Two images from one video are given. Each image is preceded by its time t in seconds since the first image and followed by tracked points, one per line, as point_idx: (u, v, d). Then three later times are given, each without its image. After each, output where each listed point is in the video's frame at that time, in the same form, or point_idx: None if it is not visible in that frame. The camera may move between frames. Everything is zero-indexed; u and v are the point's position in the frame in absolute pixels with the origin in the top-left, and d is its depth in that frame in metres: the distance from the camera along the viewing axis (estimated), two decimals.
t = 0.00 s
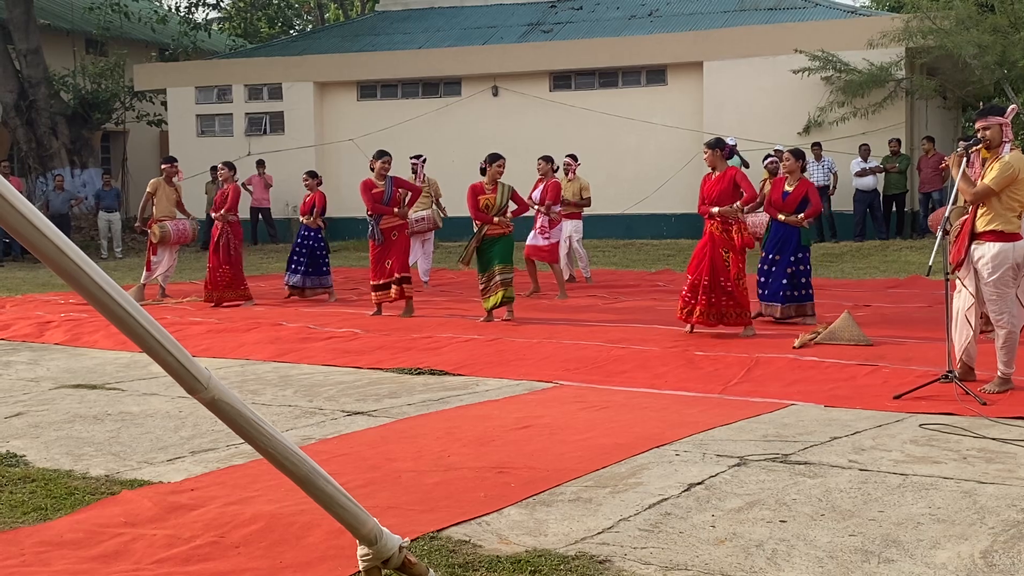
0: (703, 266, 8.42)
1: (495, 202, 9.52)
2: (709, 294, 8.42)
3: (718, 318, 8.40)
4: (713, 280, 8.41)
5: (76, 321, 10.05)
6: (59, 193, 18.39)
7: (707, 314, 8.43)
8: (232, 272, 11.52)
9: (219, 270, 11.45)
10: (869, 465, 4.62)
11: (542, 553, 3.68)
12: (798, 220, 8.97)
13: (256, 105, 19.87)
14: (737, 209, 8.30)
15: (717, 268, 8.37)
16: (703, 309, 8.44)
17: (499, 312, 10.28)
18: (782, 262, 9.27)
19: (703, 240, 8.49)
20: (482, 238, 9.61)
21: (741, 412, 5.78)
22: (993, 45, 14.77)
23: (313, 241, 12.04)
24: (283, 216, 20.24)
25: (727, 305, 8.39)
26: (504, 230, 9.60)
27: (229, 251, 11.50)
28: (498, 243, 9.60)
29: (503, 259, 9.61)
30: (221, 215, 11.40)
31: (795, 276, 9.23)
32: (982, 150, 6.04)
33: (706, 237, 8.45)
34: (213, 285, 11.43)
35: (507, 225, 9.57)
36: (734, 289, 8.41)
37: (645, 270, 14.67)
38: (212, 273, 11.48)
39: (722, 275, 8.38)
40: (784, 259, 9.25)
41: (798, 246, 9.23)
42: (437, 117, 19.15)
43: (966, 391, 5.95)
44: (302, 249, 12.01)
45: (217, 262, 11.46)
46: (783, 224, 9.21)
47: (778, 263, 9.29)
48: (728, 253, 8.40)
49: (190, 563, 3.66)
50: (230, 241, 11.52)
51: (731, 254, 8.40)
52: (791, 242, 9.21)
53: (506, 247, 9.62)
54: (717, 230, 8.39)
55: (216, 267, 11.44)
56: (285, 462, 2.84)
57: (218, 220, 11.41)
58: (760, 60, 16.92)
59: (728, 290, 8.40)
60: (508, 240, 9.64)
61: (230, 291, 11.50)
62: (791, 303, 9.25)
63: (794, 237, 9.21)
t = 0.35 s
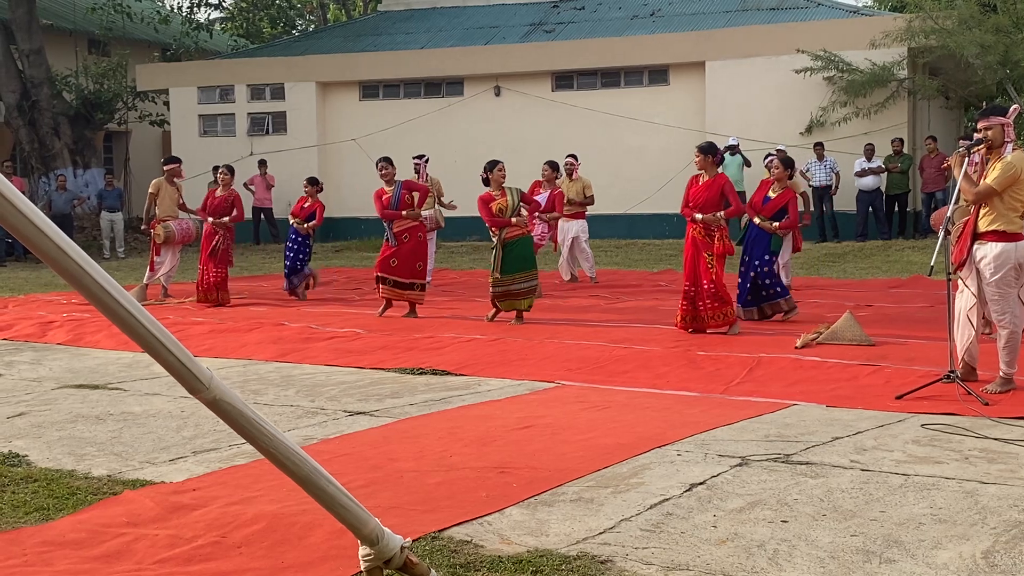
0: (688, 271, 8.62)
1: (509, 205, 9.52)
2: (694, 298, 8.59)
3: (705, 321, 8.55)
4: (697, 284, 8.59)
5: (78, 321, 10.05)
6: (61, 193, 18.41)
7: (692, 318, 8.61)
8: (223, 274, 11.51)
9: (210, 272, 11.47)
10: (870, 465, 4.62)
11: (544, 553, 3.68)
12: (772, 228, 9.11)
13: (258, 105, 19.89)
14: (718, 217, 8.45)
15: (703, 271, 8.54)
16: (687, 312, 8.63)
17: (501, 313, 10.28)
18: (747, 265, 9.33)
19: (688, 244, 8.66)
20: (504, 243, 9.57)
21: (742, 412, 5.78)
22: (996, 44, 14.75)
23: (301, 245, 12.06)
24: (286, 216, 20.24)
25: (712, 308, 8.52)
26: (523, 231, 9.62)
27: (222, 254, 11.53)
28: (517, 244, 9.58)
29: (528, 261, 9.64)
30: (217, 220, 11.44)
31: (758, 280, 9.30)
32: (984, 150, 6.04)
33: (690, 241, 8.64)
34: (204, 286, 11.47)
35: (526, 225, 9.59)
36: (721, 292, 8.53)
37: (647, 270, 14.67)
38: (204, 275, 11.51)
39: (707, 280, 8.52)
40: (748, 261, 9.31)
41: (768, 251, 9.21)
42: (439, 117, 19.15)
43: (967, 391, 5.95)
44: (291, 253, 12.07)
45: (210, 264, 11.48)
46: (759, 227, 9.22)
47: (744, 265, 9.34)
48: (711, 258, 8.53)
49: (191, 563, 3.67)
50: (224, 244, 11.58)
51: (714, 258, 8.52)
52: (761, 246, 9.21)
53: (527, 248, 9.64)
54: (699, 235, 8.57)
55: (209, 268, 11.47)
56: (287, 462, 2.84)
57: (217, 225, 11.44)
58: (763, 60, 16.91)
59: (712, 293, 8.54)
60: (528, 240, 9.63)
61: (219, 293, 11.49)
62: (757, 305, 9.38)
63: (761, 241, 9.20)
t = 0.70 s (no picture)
0: (688, 271, 8.57)
1: (504, 206, 9.57)
2: (696, 298, 8.58)
3: (706, 320, 8.58)
4: (698, 284, 8.57)
5: (80, 321, 10.06)
6: (64, 193, 18.41)
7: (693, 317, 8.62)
8: (236, 272, 11.54)
9: (224, 269, 11.45)
10: (872, 465, 4.61)
11: (546, 553, 3.68)
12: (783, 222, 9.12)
13: (260, 105, 19.91)
14: (718, 216, 8.41)
15: (706, 272, 8.51)
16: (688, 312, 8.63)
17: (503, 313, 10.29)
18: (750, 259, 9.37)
19: (688, 244, 8.62)
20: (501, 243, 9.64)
21: (744, 412, 5.78)
22: (998, 44, 14.73)
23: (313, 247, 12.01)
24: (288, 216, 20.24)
25: (715, 308, 8.55)
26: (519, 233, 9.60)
27: (236, 251, 11.53)
28: (513, 246, 9.58)
29: (524, 263, 9.60)
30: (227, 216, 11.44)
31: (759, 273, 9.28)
32: (987, 150, 6.04)
33: (690, 242, 8.58)
34: (220, 284, 11.43)
35: (520, 227, 9.55)
36: (722, 292, 8.55)
37: (649, 270, 14.67)
38: (215, 272, 11.44)
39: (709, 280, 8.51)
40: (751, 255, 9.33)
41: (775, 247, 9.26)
42: (440, 117, 19.15)
43: (969, 391, 5.95)
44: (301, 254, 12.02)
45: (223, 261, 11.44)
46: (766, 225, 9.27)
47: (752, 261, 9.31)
48: (712, 258, 8.51)
49: (193, 562, 3.67)
50: (236, 241, 11.56)
51: (716, 258, 8.51)
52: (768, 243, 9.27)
53: (522, 249, 9.61)
54: (700, 236, 8.52)
55: (224, 266, 11.45)
56: (288, 461, 2.84)
57: (228, 220, 11.43)
58: (765, 60, 16.91)
59: (715, 293, 8.54)
60: (526, 241, 9.62)
61: (236, 291, 11.55)
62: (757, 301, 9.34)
63: (763, 236, 9.30)
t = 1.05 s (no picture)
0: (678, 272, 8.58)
1: (489, 206, 9.58)
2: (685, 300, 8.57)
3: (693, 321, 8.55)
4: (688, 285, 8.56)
5: (81, 321, 10.06)
6: (65, 193, 18.40)
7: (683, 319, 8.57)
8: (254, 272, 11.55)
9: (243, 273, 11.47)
10: (874, 465, 4.61)
11: (547, 553, 3.68)
12: (811, 214, 9.02)
13: (262, 105, 19.92)
14: (712, 222, 8.48)
15: (695, 273, 8.52)
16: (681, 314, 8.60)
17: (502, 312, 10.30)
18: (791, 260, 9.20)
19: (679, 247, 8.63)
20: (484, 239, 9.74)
21: (746, 412, 5.78)
22: (1000, 44, 14.71)
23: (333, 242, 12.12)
24: (290, 215, 20.24)
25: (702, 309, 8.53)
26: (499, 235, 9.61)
27: (248, 248, 11.48)
28: (493, 247, 9.62)
29: (499, 265, 9.60)
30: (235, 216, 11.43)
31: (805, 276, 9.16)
32: (988, 149, 6.03)
33: (681, 245, 8.60)
34: (239, 286, 11.46)
35: (495, 231, 9.56)
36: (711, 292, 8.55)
37: (651, 270, 14.67)
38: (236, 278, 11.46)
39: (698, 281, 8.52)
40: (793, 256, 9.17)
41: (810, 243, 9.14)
42: (442, 117, 19.15)
43: (971, 391, 5.93)
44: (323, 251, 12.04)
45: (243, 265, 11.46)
46: (794, 225, 9.14)
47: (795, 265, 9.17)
48: (704, 260, 8.53)
49: (194, 562, 3.67)
50: (251, 242, 11.54)
51: (707, 259, 8.55)
52: (804, 238, 9.12)
53: (499, 253, 9.60)
54: (692, 237, 8.55)
55: (243, 269, 11.46)
56: (289, 461, 2.84)
57: (236, 220, 11.41)
58: (766, 59, 16.91)
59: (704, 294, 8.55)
60: (505, 246, 9.60)
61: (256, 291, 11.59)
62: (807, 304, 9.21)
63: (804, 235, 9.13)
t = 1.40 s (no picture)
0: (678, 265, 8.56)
1: (492, 201, 9.66)
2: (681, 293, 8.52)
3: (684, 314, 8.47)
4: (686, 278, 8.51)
5: (83, 320, 10.07)
6: (66, 192, 18.39)
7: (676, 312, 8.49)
8: (243, 274, 11.51)
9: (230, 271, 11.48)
10: (876, 464, 4.60)
11: (549, 552, 3.68)
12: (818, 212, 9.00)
13: (263, 105, 19.92)
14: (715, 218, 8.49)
15: (693, 267, 8.47)
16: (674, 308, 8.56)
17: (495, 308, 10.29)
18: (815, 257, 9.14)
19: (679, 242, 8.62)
20: (478, 236, 9.72)
21: (748, 411, 5.77)
22: (1002, 43, 14.70)
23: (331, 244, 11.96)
24: (291, 215, 20.21)
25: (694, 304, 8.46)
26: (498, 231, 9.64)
27: (246, 256, 11.46)
28: (490, 243, 9.62)
29: (493, 262, 9.59)
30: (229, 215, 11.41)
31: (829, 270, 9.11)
32: (990, 148, 6.03)
33: (682, 241, 8.58)
34: (228, 285, 11.47)
35: (497, 227, 9.60)
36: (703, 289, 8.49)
37: (652, 269, 14.67)
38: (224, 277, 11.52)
39: (696, 275, 8.46)
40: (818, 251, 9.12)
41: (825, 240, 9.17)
42: (443, 116, 19.14)
43: (972, 390, 5.93)
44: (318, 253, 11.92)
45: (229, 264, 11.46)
46: (805, 221, 9.09)
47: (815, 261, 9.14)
48: (704, 256, 8.52)
49: (197, 561, 3.67)
50: (246, 244, 11.51)
51: (706, 255, 8.53)
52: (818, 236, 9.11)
53: (495, 250, 9.61)
54: (693, 233, 8.51)
55: (230, 268, 11.46)
56: (290, 460, 2.84)
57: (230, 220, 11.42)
58: (767, 59, 16.90)
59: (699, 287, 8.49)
60: (503, 243, 9.63)
61: (245, 294, 11.54)
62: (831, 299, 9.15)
63: (820, 230, 9.11)
